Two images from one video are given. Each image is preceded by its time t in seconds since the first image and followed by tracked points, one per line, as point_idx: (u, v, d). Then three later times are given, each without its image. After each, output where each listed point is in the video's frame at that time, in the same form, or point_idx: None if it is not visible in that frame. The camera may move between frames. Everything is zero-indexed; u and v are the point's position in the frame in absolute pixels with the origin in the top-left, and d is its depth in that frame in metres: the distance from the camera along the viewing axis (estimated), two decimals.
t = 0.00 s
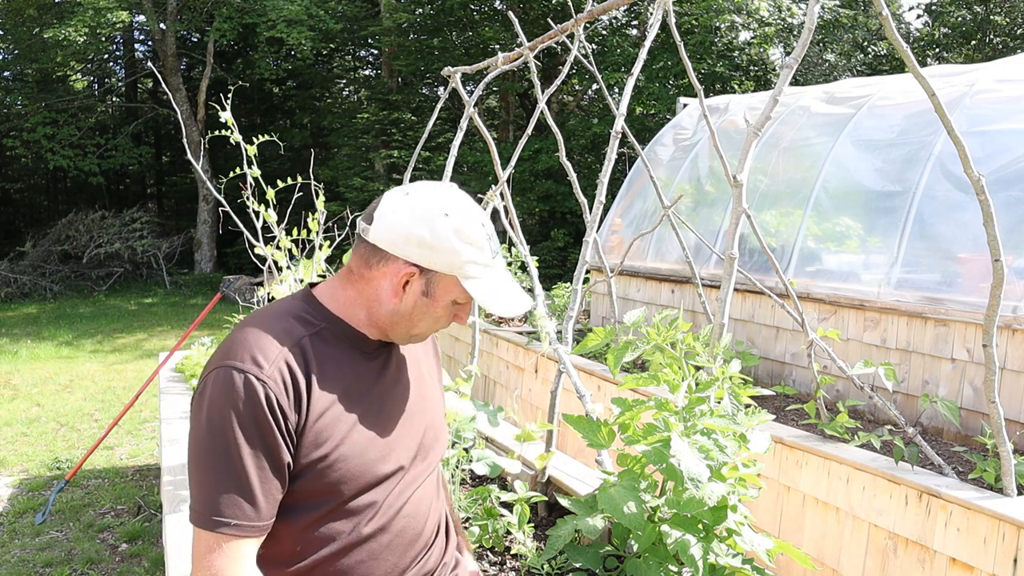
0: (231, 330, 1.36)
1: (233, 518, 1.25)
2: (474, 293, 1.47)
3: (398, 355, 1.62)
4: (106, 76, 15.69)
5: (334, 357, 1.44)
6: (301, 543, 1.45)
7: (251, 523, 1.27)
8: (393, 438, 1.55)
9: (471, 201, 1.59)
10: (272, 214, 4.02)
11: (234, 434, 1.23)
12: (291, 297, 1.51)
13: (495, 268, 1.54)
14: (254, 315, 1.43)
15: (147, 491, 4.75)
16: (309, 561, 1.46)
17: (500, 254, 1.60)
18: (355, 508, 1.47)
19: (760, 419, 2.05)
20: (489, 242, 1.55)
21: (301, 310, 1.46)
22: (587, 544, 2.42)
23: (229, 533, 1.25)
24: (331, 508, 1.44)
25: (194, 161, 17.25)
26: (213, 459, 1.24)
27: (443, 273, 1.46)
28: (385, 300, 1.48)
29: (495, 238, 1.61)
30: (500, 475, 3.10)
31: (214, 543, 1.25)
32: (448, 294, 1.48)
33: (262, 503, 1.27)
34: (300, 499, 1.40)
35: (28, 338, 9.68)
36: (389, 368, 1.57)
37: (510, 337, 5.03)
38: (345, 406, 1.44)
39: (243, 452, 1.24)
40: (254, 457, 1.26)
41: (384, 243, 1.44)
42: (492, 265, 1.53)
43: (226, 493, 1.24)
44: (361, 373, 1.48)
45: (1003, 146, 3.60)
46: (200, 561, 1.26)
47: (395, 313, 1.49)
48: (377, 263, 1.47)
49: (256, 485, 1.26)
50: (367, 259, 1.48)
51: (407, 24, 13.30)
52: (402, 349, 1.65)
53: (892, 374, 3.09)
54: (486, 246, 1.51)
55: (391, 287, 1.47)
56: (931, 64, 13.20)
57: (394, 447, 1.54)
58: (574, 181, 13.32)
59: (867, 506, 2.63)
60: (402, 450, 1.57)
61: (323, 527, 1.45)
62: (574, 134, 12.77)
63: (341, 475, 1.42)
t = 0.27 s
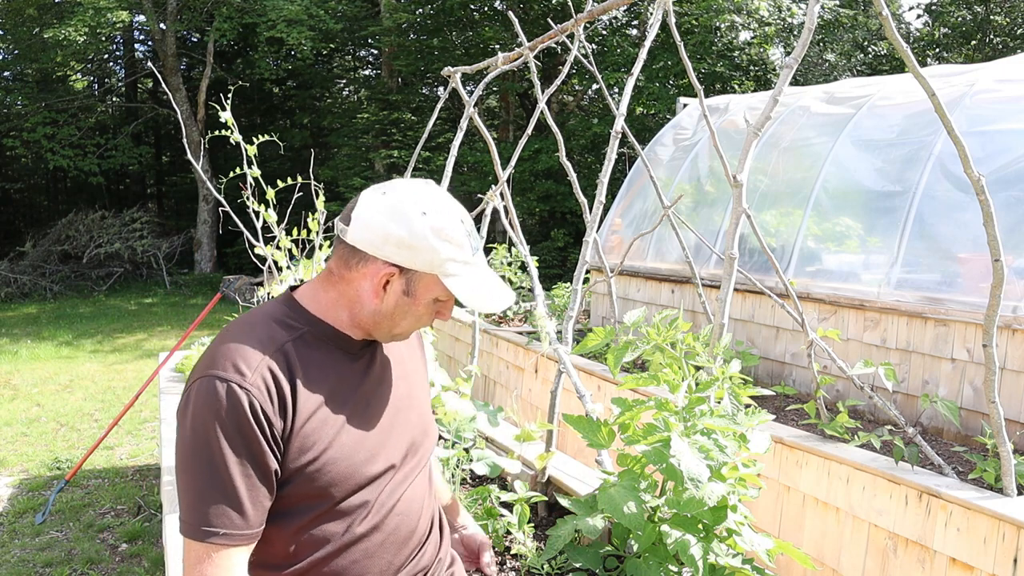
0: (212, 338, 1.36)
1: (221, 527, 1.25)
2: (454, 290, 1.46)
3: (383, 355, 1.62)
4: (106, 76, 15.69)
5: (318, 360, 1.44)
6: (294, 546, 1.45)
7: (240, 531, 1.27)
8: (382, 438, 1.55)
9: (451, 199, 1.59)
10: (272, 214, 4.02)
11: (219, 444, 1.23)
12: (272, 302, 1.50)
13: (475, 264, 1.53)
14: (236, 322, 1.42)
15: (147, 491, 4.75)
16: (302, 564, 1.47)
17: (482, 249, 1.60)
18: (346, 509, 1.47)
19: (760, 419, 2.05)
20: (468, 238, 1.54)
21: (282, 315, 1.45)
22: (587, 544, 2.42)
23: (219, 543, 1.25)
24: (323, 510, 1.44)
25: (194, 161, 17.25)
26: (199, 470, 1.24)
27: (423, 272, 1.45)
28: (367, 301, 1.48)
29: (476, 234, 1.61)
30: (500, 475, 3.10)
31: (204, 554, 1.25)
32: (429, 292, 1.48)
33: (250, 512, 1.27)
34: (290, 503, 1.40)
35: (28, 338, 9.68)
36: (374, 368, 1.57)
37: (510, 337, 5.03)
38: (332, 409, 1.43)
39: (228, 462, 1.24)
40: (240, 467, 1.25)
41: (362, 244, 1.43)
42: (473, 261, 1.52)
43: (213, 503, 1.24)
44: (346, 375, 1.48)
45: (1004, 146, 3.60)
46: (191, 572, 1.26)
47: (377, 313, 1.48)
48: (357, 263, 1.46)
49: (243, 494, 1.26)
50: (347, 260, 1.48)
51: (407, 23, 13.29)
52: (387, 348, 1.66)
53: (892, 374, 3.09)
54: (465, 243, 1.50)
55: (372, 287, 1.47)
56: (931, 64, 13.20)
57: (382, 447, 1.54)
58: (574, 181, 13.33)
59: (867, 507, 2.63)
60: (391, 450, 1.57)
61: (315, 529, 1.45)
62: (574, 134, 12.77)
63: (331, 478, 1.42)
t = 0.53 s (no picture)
0: (200, 341, 1.35)
1: (213, 527, 1.25)
2: (438, 284, 1.47)
3: (371, 352, 1.62)
4: (106, 76, 15.70)
5: (306, 359, 1.44)
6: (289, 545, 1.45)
7: (232, 531, 1.27)
8: (373, 435, 1.54)
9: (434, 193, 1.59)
10: (272, 214, 4.02)
11: (207, 445, 1.23)
12: (260, 303, 1.50)
13: (458, 258, 1.53)
14: (223, 324, 1.42)
15: (147, 491, 4.75)
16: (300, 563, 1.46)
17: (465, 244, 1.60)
18: (338, 507, 1.47)
19: (760, 419, 2.05)
20: (451, 233, 1.54)
21: (269, 315, 1.45)
22: (587, 544, 2.42)
23: (212, 543, 1.25)
24: (314, 510, 1.44)
25: (194, 161, 17.26)
26: (192, 472, 1.24)
27: (406, 267, 1.45)
28: (352, 298, 1.48)
29: (458, 228, 1.61)
30: (500, 475, 3.10)
31: (199, 554, 1.26)
32: (413, 287, 1.48)
33: (241, 511, 1.27)
34: (282, 502, 1.39)
35: (28, 338, 9.68)
36: (363, 365, 1.57)
37: (510, 337, 5.03)
38: (322, 407, 1.43)
39: (219, 461, 1.24)
40: (230, 465, 1.25)
41: (344, 242, 1.44)
42: (456, 255, 1.53)
43: (206, 503, 1.24)
44: (335, 373, 1.48)
45: (1003, 146, 3.60)
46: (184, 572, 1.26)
47: (363, 310, 1.49)
48: (341, 261, 1.47)
49: (234, 494, 1.26)
50: (331, 258, 1.48)
51: (407, 23, 13.29)
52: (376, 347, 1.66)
53: (892, 374, 3.09)
54: (447, 237, 1.51)
55: (356, 284, 1.47)
56: (931, 63, 13.20)
57: (375, 444, 1.54)
58: (574, 181, 13.34)
59: (867, 506, 2.63)
60: (384, 446, 1.57)
61: (309, 527, 1.45)
62: (574, 134, 12.77)
63: (323, 474, 1.42)
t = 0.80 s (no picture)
0: (191, 342, 1.36)
1: (205, 526, 1.25)
2: (427, 277, 1.47)
3: (366, 351, 1.62)
4: (106, 76, 15.71)
5: (298, 358, 1.44)
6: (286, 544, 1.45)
7: (224, 530, 1.27)
8: (366, 434, 1.54)
9: (421, 188, 1.59)
10: (272, 214, 4.02)
11: (197, 445, 1.23)
12: (252, 303, 1.50)
13: (448, 251, 1.54)
14: (215, 324, 1.42)
15: (147, 491, 4.75)
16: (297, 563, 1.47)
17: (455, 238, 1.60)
18: (332, 507, 1.47)
19: (760, 419, 2.05)
20: (439, 226, 1.54)
21: (260, 315, 1.45)
22: (587, 544, 2.43)
23: (204, 541, 1.25)
24: (308, 509, 1.44)
25: (194, 161, 17.26)
26: (183, 471, 1.24)
27: (395, 262, 1.46)
28: (343, 295, 1.49)
29: (447, 222, 1.61)
30: (500, 475, 3.10)
31: (193, 552, 1.26)
32: (403, 282, 1.48)
33: (233, 510, 1.27)
34: (275, 501, 1.39)
35: (28, 338, 9.68)
36: (356, 364, 1.57)
37: (510, 337, 5.03)
38: (314, 407, 1.43)
39: (209, 461, 1.24)
40: (220, 464, 1.25)
41: (332, 239, 1.44)
42: (444, 249, 1.53)
43: (197, 502, 1.24)
44: (328, 372, 1.48)
45: (1003, 146, 3.60)
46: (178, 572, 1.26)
47: (353, 307, 1.49)
48: (330, 258, 1.47)
49: (224, 493, 1.26)
50: (320, 256, 1.49)
51: (407, 23, 13.29)
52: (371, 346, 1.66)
53: (892, 374, 3.09)
54: (435, 230, 1.51)
55: (346, 281, 1.48)
56: (931, 63, 13.20)
57: (369, 443, 1.54)
58: (574, 181, 13.36)
59: (867, 507, 2.63)
60: (378, 444, 1.57)
61: (305, 525, 1.45)
62: (574, 134, 12.77)
63: (316, 473, 1.42)
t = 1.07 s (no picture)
0: (189, 342, 1.36)
1: (203, 527, 1.25)
2: (425, 276, 1.47)
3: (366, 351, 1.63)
4: (106, 76, 15.73)
5: (297, 359, 1.44)
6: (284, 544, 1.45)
7: (222, 531, 1.27)
8: (365, 434, 1.54)
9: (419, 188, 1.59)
10: (272, 214, 4.02)
11: (194, 446, 1.23)
12: (251, 303, 1.50)
13: (445, 250, 1.54)
14: (213, 325, 1.42)
15: (147, 491, 4.74)
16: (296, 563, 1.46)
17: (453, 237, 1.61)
18: (331, 507, 1.47)
19: (760, 419, 2.05)
20: (437, 225, 1.55)
21: (259, 316, 1.46)
22: (587, 544, 2.43)
23: (202, 543, 1.25)
24: (306, 510, 1.43)
25: (194, 161, 17.26)
26: (181, 472, 1.24)
27: (393, 261, 1.46)
28: (341, 295, 1.49)
29: (444, 221, 1.62)
30: (500, 475, 3.10)
31: (192, 553, 1.26)
32: (401, 281, 1.48)
33: (230, 512, 1.27)
34: (272, 502, 1.39)
35: (28, 338, 9.68)
36: (355, 365, 1.57)
37: (510, 337, 5.03)
38: (311, 407, 1.43)
39: (206, 463, 1.24)
40: (218, 465, 1.25)
41: (330, 239, 1.44)
42: (443, 248, 1.53)
43: (194, 504, 1.24)
44: (326, 373, 1.48)
45: (1003, 146, 3.60)
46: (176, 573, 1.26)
47: (351, 307, 1.49)
48: (328, 259, 1.47)
49: (222, 495, 1.26)
50: (318, 255, 1.49)
51: (407, 24, 13.31)
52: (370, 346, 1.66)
53: (892, 374, 3.09)
54: (434, 229, 1.51)
55: (345, 282, 1.48)
56: (931, 63, 13.21)
57: (368, 443, 1.54)
58: (574, 181, 13.37)
59: (867, 506, 2.63)
60: (377, 445, 1.57)
61: (303, 526, 1.45)
62: (574, 134, 12.77)
63: (315, 474, 1.42)
